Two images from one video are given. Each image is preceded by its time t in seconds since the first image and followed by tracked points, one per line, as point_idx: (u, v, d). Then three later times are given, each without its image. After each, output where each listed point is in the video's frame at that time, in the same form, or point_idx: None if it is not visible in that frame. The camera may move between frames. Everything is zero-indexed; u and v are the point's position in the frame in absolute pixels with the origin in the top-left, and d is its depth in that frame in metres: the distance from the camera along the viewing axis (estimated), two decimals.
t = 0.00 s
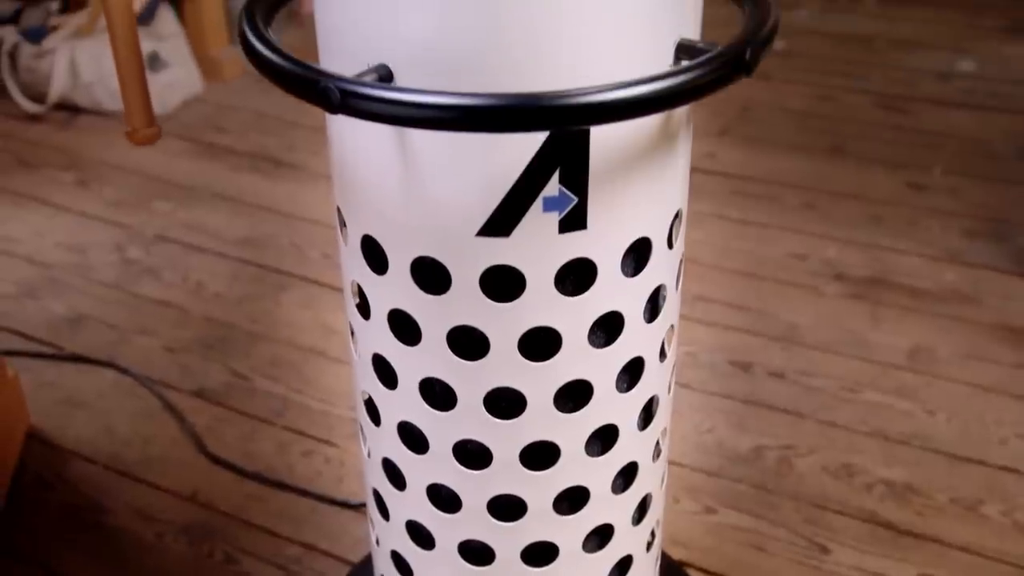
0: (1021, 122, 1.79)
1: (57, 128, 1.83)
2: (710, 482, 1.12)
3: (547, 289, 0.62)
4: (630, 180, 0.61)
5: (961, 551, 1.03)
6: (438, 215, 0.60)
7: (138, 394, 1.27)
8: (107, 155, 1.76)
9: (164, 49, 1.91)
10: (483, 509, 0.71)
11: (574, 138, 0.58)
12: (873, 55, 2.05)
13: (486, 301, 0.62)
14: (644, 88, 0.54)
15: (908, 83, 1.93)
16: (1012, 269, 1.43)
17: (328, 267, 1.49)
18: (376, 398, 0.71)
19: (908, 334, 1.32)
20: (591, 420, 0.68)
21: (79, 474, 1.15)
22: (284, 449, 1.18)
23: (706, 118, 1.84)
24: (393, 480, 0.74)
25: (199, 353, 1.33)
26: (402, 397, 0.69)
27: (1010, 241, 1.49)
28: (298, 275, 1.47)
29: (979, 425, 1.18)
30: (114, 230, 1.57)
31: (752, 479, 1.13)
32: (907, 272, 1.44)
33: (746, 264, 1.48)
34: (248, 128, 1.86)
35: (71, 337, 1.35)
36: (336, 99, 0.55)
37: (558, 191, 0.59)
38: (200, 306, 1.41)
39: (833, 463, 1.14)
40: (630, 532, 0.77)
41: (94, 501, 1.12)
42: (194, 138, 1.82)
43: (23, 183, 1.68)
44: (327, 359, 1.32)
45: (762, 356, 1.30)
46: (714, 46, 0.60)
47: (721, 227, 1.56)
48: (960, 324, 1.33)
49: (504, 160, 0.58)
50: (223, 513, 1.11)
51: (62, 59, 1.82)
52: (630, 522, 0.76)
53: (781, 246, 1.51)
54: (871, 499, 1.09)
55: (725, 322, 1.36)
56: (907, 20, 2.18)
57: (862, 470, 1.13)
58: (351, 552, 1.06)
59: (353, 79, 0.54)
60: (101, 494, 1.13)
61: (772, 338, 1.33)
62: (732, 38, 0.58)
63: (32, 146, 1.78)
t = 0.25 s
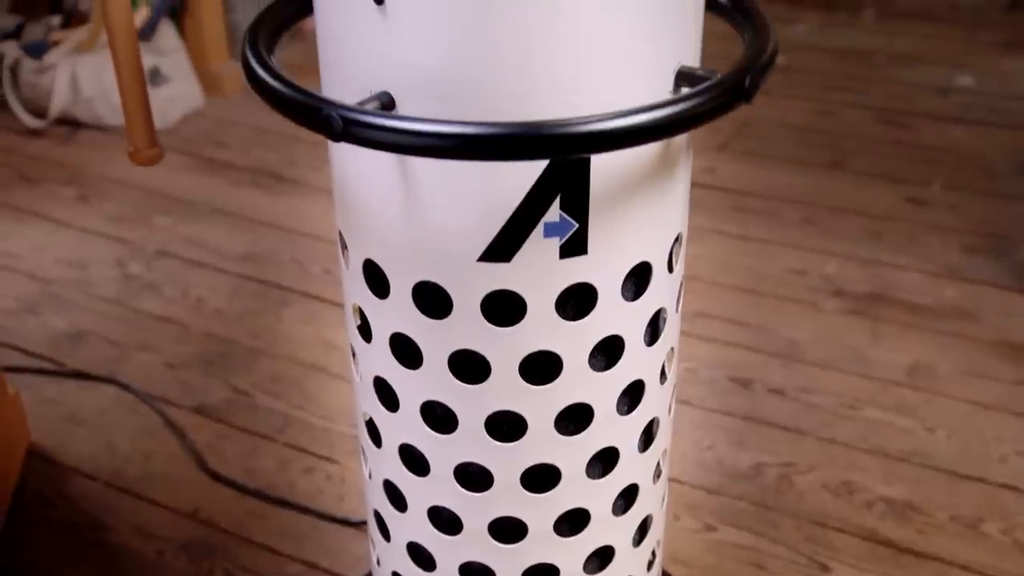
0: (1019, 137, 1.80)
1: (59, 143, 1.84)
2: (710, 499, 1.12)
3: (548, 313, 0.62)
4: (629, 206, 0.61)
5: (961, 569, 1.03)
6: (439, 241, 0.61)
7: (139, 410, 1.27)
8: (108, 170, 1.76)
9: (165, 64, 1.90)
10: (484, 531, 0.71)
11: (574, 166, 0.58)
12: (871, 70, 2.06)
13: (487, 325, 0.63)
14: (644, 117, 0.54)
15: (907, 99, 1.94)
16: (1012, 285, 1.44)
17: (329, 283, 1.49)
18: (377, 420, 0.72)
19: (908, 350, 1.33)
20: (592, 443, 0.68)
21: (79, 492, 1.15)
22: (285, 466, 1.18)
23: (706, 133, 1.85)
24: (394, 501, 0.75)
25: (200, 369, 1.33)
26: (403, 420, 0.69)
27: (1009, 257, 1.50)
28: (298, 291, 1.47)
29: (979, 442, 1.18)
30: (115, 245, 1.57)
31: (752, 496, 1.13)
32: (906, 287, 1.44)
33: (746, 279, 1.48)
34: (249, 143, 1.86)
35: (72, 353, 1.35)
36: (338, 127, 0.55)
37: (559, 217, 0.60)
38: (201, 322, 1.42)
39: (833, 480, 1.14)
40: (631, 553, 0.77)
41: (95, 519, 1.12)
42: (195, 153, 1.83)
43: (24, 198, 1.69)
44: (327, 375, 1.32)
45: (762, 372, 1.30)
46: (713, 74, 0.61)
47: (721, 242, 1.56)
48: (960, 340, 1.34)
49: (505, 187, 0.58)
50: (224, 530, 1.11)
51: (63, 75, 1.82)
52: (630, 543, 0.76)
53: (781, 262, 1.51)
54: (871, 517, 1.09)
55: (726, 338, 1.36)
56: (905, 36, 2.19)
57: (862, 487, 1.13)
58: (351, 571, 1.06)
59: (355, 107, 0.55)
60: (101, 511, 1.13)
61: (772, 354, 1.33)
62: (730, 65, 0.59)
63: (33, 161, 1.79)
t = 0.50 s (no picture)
0: (1019, 151, 1.80)
1: (60, 157, 1.85)
2: (710, 516, 1.13)
3: (548, 337, 0.63)
4: (629, 231, 0.62)
5: None
6: (440, 266, 0.61)
7: (139, 426, 1.27)
8: (109, 184, 1.77)
9: (167, 79, 1.91)
10: (485, 553, 0.71)
11: (574, 193, 0.59)
12: (871, 84, 2.06)
13: (489, 349, 0.63)
14: (644, 144, 0.54)
15: (906, 112, 1.94)
16: (1012, 300, 1.44)
17: (330, 298, 1.49)
18: (378, 442, 0.72)
19: (908, 366, 1.33)
20: (592, 465, 0.69)
21: (79, 508, 1.15)
22: (286, 483, 1.19)
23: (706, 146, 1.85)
24: (395, 521, 0.75)
25: (200, 385, 1.33)
26: (405, 442, 0.69)
27: (1009, 272, 1.50)
28: (299, 305, 1.48)
29: (979, 459, 1.18)
30: (116, 260, 1.58)
31: (752, 513, 1.13)
32: (905, 303, 1.44)
33: (747, 294, 1.48)
34: (250, 157, 1.87)
35: (73, 369, 1.36)
36: (340, 154, 0.55)
37: (560, 242, 0.60)
38: (202, 337, 1.42)
39: (833, 497, 1.14)
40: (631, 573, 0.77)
41: (96, 536, 1.12)
42: (196, 167, 1.83)
43: (25, 212, 1.69)
44: (328, 391, 1.32)
45: (762, 388, 1.30)
46: (714, 101, 0.62)
47: (721, 256, 1.56)
48: (960, 356, 1.34)
49: (505, 213, 0.59)
50: (224, 548, 1.11)
51: (65, 89, 1.82)
52: (631, 563, 0.77)
53: (780, 277, 1.52)
54: (872, 534, 1.10)
55: (726, 354, 1.36)
56: (905, 49, 2.20)
57: (862, 504, 1.13)
58: None
59: (356, 135, 0.55)
60: (102, 528, 1.13)
61: (772, 370, 1.33)
62: (730, 92, 0.59)
63: (34, 175, 1.79)
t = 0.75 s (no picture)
0: (1018, 166, 1.81)
1: (61, 172, 1.85)
2: (710, 534, 1.13)
3: (548, 362, 0.63)
4: (629, 256, 0.62)
5: None
6: (442, 291, 0.61)
7: (140, 443, 1.27)
8: (110, 199, 1.77)
9: (167, 93, 1.91)
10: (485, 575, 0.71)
11: (574, 220, 0.59)
12: (869, 98, 2.07)
13: (490, 374, 0.63)
14: (645, 172, 0.55)
15: (905, 127, 1.95)
16: (1011, 316, 1.44)
17: (330, 314, 1.49)
18: (379, 464, 0.72)
19: (907, 383, 1.33)
20: (592, 488, 0.69)
21: (80, 526, 1.15)
22: (286, 500, 1.19)
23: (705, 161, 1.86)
24: (396, 543, 0.75)
25: (201, 402, 1.34)
26: (405, 464, 0.69)
27: (1008, 287, 1.50)
28: (300, 321, 1.48)
29: (979, 476, 1.18)
30: (117, 276, 1.58)
31: (752, 530, 1.13)
32: (905, 318, 1.45)
33: (746, 310, 1.48)
34: (251, 172, 1.87)
35: (74, 386, 1.36)
36: (342, 182, 0.56)
37: (560, 268, 0.60)
38: (202, 353, 1.42)
39: (833, 515, 1.14)
40: None
41: (96, 553, 1.12)
42: (196, 182, 1.84)
43: (26, 227, 1.70)
44: (328, 407, 1.32)
45: (762, 405, 1.30)
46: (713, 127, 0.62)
47: (721, 272, 1.57)
48: (959, 373, 1.34)
49: (506, 238, 0.59)
50: (225, 565, 1.11)
51: (67, 104, 1.83)
52: None
53: (780, 292, 1.52)
54: (872, 552, 1.10)
55: (726, 370, 1.37)
56: (904, 64, 2.21)
57: (862, 522, 1.13)
58: None
59: (358, 162, 0.55)
60: (102, 546, 1.13)
61: (772, 387, 1.33)
62: (730, 118, 0.59)
63: (36, 191, 1.79)
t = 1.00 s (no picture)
0: (1016, 182, 1.81)
1: (63, 188, 1.86)
2: (710, 552, 1.13)
3: (549, 387, 0.63)
4: (630, 282, 0.62)
5: None
6: (443, 317, 0.62)
7: (141, 460, 1.27)
8: (110, 215, 1.78)
9: (168, 108, 1.92)
10: None
11: (575, 247, 0.59)
12: (868, 114, 2.08)
13: (491, 399, 0.63)
14: (645, 201, 0.55)
15: (904, 143, 1.96)
16: (1011, 333, 1.45)
17: (331, 330, 1.49)
18: (381, 486, 0.72)
19: (907, 400, 1.33)
20: (593, 511, 0.69)
21: (80, 544, 1.15)
22: (286, 518, 1.19)
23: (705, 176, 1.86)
24: (397, 565, 0.75)
25: (201, 418, 1.34)
26: (407, 487, 0.70)
27: (1007, 304, 1.51)
28: (300, 338, 1.48)
29: (979, 494, 1.18)
30: (118, 292, 1.58)
31: (752, 549, 1.13)
32: (904, 335, 1.45)
33: (746, 326, 1.49)
34: (251, 187, 1.88)
35: (75, 403, 1.36)
36: (344, 210, 0.56)
37: (561, 294, 0.60)
38: (203, 370, 1.42)
39: (834, 533, 1.14)
40: None
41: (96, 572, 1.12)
42: (197, 198, 1.84)
43: (27, 243, 1.70)
44: (328, 424, 1.32)
45: (761, 422, 1.31)
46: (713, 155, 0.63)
47: (720, 288, 1.57)
48: (959, 390, 1.34)
49: (507, 266, 0.59)
50: None
51: (69, 120, 1.84)
52: None
53: (780, 309, 1.52)
54: (872, 570, 1.10)
55: (727, 387, 1.37)
56: (902, 79, 2.22)
57: (862, 541, 1.13)
58: None
59: (360, 191, 0.56)
60: (102, 564, 1.13)
61: (772, 404, 1.34)
62: (730, 146, 0.60)
63: (37, 206, 1.80)
